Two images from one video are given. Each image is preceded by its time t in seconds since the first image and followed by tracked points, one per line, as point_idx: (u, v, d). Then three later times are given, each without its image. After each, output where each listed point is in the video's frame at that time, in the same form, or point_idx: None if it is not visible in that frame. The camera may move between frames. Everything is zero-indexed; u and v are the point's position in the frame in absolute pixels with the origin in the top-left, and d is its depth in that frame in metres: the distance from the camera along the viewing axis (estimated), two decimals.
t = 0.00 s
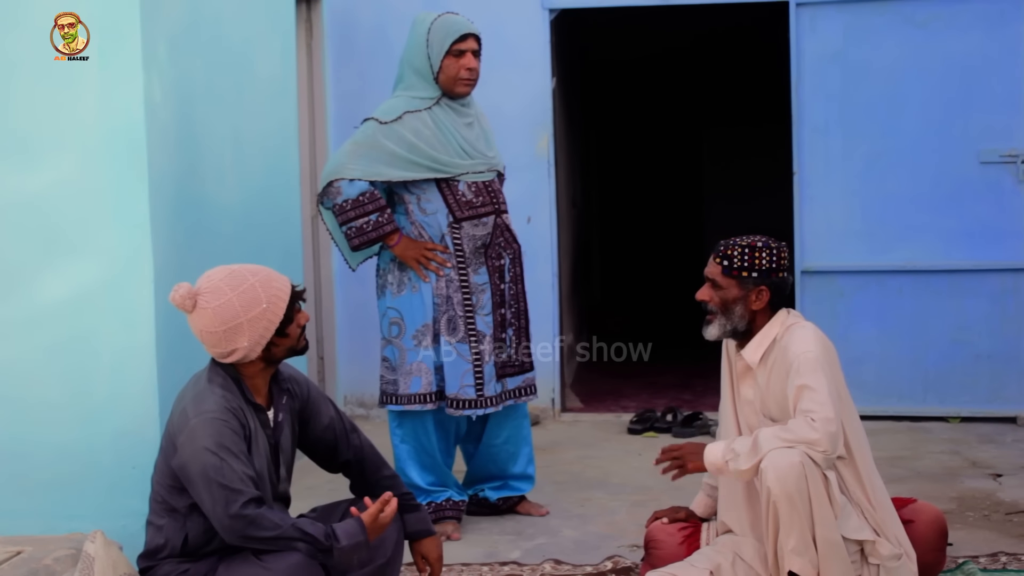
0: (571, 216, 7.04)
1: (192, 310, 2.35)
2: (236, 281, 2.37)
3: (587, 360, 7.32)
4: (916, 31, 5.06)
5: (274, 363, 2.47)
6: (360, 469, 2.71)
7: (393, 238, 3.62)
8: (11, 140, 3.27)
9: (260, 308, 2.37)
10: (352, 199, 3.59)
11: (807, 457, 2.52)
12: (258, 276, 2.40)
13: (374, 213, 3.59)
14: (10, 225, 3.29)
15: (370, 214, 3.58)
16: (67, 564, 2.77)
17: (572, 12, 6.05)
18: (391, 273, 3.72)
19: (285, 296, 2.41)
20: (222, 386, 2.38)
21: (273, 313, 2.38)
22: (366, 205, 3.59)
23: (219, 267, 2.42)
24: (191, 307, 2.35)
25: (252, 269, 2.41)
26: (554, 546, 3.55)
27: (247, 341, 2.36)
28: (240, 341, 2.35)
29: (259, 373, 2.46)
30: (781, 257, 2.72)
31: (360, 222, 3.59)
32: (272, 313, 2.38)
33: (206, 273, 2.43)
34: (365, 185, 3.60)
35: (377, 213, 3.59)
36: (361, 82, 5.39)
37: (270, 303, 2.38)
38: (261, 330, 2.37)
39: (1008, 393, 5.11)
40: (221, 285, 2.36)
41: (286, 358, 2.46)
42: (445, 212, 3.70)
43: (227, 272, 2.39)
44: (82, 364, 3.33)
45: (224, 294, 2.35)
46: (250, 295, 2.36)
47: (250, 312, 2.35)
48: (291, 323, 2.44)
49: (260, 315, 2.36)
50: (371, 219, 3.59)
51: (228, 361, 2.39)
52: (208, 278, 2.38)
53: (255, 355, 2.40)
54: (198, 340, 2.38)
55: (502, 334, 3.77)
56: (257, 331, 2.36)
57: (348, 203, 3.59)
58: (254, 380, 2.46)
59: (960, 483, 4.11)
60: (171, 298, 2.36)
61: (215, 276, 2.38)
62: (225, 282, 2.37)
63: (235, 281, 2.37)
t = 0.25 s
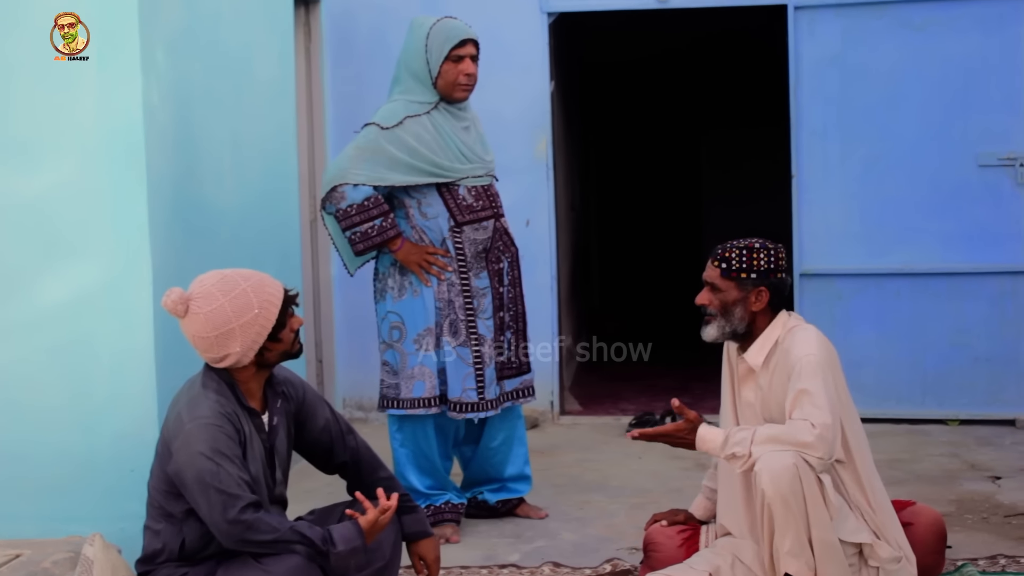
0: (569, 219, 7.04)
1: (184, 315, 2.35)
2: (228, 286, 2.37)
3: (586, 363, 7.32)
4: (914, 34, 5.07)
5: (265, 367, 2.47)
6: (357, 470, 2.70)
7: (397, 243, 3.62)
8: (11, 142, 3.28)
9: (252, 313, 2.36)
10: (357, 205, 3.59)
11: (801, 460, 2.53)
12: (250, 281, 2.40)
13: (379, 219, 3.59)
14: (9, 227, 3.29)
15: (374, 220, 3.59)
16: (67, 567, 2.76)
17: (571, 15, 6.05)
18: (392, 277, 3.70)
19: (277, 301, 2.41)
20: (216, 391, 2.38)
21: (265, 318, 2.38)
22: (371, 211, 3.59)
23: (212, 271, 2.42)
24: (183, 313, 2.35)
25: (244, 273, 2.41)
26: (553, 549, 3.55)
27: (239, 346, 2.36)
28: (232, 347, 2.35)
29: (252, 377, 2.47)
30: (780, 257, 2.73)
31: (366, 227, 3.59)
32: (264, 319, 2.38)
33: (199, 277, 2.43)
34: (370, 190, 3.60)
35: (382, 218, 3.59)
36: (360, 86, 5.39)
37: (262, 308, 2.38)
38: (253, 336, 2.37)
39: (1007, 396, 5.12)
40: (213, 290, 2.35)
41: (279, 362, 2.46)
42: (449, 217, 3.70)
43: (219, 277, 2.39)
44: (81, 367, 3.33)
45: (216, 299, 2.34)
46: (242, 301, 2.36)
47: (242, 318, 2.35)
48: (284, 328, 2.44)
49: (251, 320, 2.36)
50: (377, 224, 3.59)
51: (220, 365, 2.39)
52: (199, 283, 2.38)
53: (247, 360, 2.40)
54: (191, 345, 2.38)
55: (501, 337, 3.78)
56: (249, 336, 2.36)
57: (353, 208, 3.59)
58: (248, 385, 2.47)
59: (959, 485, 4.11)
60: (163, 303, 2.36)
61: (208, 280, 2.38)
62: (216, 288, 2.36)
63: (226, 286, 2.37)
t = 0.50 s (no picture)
0: (570, 223, 7.04)
1: (185, 319, 2.35)
2: (229, 296, 2.37)
3: (586, 366, 7.31)
4: (915, 37, 5.07)
5: (261, 377, 2.46)
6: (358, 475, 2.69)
7: (397, 247, 3.61)
8: (12, 146, 3.27)
9: (249, 325, 2.36)
10: (356, 210, 3.59)
11: (806, 464, 2.52)
12: (252, 293, 2.39)
13: (379, 224, 3.59)
14: (11, 231, 3.29)
15: (373, 224, 3.59)
16: (68, 571, 2.76)
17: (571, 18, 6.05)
18: (392, 281, 3.69)
19: (277, 314, 2.41)
20: (219, 400, 2.38)
21: (263, 331, 2.37)
22: (371, 216, 3.59)
23: (215, 278, 2.42)
24: (184, 317, 2.36)
25: (246, 284, 2.40)
26: (555, 553, 3.54)
27: (234, 356, 2.35)
28: (227, 357, 2.35)
29: (252, 385, 2.46)
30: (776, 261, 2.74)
31: (365, 232, 3.59)
32: (262, 331, 2.37)
33: (202, 282, 2.44)
34: (369, 196, 3.60)
35: (381, 223, 3.59)
36: (361, 89, 5.39)
37: (260, 320, 2.37)
38: (249, 347, 2.36)
39: (1008, 399, 5.11)
40: (214, 299, 2.35)
41: (276, 373, 2.46)
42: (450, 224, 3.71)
43: (221, 285, 2.38)
44: (81, 371, 3.33)
45: (216, 308, 2.34)
46: (241, 312, 2.36)
47: (239, 329, 2.35)
48: (283, 340, 2.43)
49: (249, 332, 2.35)
50: (376, 230, 3.59)
51: (215, 372, 2.39)
52: (202, 290, 2.38)
53: (242, 370, 2.40)
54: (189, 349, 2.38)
55: (498, 340, 3.78)
56: (245, 348, 2.36)
57: (352, 213, 3.59)
58: (247, 392, 2.47)
59: (960, 489, 4.11)
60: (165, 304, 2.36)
61: (210, 287, 2.38)
62: (218, 296, 2.36)
63: (227, 295, 2.36)
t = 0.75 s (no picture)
0: (572, 223, 7.04)
1: (181, 325, 2.38)
2: (221, 308, 2.36)
3: (589, 366, 7.31)
4: (918, 37, 5.07)
5: (259, 385, 2.48)
6: (363, 475, 2.67)
7: (398, 247, 3.62)
8: (14, 147, 3.28)
9: (239, 338, 2.36)
10: (355, 210, 3.60)
11: (810, 463, 2.52)
12: (245, 305, 2.38)
13: (377, 224, 3.60)
14: (14, 232, 3.30)
15: (372, 225, 3.60)
16: (71, 571, 2.76)
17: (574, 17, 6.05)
18: (395, 280, 3.70)
19: (270, 327, 2.40)
20: (221, 401, 2.39)
21: (253, 345, 2.37)
22: (369, 216, 3.60)
23: (214, 285, 2.42)
24: (181, 323, 2.38)
25: (241, 295, 2.39)
26: (557, 552, 3.54)
27: (224, 368, 2.37)
28: (217, 368, 2.37)
29: (252, 390, 2.47)
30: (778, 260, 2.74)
31: (364, 232, 3.60)
32: (251, 345, 2.37)
33: (204, 286, 2.44)
34: (368, 196, 3.61)
35: (380, 223, 3.60)
36: (363, 90, 5.39)
37: (250, 335, 2.36)
38: (239, 360, 2.37)
39: (1010, 399, 5.11)
40: (206, 311, 2.36)
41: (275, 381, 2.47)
42: (451, 223, 3.71)
43: (216, 295, 2.38)
44: (83, 371, 3.33)
45: (206, 320, 2.35)
46: (232, 325, 2.35)
47: (229, 342, 2.35)
48: (279, 350, 2.44)
49: (238, 346, 2.36)
50: (375, 229, 3.60)
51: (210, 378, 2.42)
52: (198, 298, 2.39)
53: (235, 379, 2.41)
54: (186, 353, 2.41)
55: (500, 339, 3.78)
56: (235, 360, 2.36)
57: (351, 213, 3.60)
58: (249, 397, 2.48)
59: (963, 489, 4.11)
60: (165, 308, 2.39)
61: (206, 296, 2.39)
62: (210, 308, 2.36)
63: (219, 308, 2.36)
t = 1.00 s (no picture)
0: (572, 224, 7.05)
1: (186, 329, 2.38)
2: (229, 314, 2.37)
3: (588, 367, 7.31)
4: (917, 38, 5.07)
5: (260, 387, 2.49)
6: (362, 477, 2.67)
7: (395, 246, 3.63)
8: (14, 147, 3.28)
9: (246, 344, 2.37)
10: (352, 210, 3.61)
11: (807, 465, 2.53)
12: (252, 310, 2.39)
13: (374, 223, 3.61)
14: (13, 232, 3.30)
15: (369, 224, 3.61)
16: (70, 571, 2.76)
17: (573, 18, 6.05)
18: (394, 280, 3.72)
19: (276, 333, 2.41)
20: (226, 400, 2.39)
21: (259, 351, 2.38)
22: (365, 215, 3.61)
23: (219, 289, 2.42)
24: (185, 326, 2.38)
25: (248, 300, 2.40)
26: (556, 553, 3.54)
27: (230, 372, 2.37)
28: (222, 372, 2.37)
29: (254, 393, 2.49)
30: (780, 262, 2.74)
31: (360, 232, 3.61)
32: (258, 351, 2.38)
33: (208, 290, 2.44)
34: (365, 196, 3.62)
35: (377, 222, 3.61)
36: (363, 91, 5.40)
37: (257, 341, 2.38)
38: (245, 365, 2.38)
39: (1010, 400, 5.11)
40: (214, 316, 2.36)
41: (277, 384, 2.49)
42: (450, 224, 3.71)
43: (222, 300, 2.39)
44: (83, 371, 3.33)
45: (214, 324, 2.35)
46: (239, 331, 2.37)
47: (236, 347, 2.36)
48: (284, 354, 2.46)
49: (245, 351, 2.37)
50: (371, 229, 3.61)
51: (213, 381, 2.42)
52: (204, 302, 2.39)
53: (238, 383, 2.42)
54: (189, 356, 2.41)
55: (501, 340, 3.77)
56: (241, 365, 2.37)
57: (349, 213, 3.62)
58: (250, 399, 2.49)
59: (962, 490, 4.11)
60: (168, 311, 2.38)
61: (212, 301, 2.39)
62: (217, 312, 2.37)
63: (227, 313, 2.37)
